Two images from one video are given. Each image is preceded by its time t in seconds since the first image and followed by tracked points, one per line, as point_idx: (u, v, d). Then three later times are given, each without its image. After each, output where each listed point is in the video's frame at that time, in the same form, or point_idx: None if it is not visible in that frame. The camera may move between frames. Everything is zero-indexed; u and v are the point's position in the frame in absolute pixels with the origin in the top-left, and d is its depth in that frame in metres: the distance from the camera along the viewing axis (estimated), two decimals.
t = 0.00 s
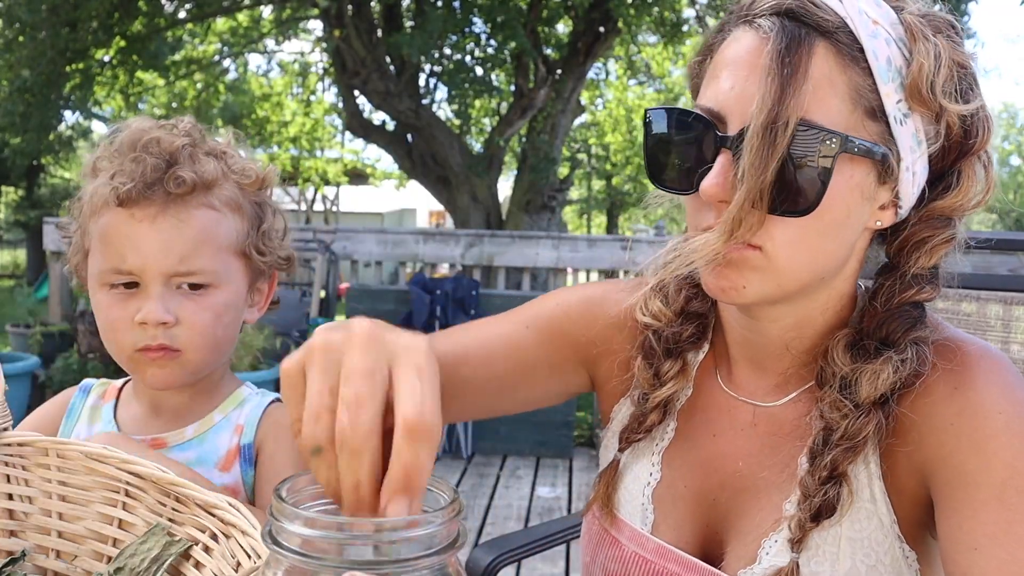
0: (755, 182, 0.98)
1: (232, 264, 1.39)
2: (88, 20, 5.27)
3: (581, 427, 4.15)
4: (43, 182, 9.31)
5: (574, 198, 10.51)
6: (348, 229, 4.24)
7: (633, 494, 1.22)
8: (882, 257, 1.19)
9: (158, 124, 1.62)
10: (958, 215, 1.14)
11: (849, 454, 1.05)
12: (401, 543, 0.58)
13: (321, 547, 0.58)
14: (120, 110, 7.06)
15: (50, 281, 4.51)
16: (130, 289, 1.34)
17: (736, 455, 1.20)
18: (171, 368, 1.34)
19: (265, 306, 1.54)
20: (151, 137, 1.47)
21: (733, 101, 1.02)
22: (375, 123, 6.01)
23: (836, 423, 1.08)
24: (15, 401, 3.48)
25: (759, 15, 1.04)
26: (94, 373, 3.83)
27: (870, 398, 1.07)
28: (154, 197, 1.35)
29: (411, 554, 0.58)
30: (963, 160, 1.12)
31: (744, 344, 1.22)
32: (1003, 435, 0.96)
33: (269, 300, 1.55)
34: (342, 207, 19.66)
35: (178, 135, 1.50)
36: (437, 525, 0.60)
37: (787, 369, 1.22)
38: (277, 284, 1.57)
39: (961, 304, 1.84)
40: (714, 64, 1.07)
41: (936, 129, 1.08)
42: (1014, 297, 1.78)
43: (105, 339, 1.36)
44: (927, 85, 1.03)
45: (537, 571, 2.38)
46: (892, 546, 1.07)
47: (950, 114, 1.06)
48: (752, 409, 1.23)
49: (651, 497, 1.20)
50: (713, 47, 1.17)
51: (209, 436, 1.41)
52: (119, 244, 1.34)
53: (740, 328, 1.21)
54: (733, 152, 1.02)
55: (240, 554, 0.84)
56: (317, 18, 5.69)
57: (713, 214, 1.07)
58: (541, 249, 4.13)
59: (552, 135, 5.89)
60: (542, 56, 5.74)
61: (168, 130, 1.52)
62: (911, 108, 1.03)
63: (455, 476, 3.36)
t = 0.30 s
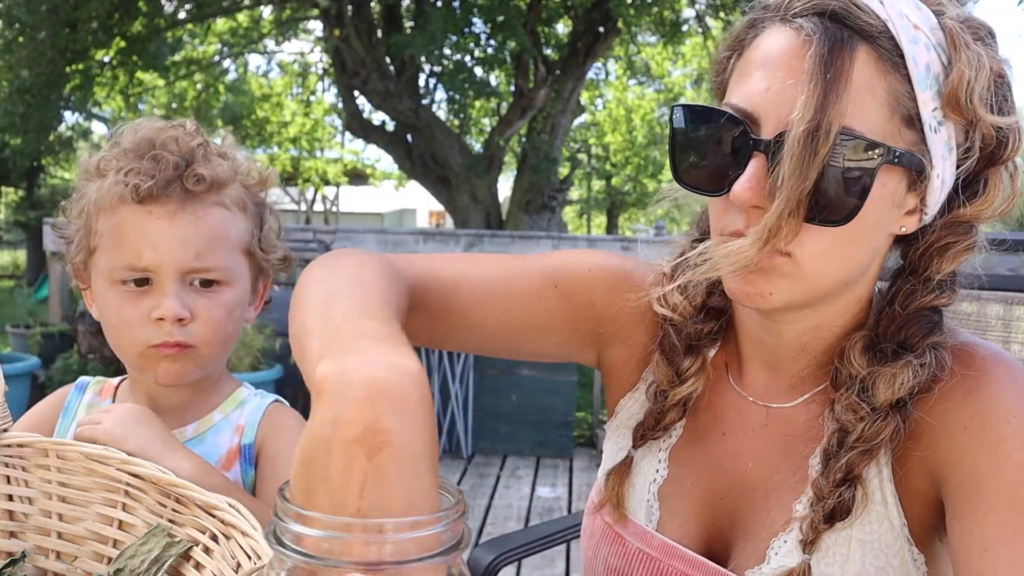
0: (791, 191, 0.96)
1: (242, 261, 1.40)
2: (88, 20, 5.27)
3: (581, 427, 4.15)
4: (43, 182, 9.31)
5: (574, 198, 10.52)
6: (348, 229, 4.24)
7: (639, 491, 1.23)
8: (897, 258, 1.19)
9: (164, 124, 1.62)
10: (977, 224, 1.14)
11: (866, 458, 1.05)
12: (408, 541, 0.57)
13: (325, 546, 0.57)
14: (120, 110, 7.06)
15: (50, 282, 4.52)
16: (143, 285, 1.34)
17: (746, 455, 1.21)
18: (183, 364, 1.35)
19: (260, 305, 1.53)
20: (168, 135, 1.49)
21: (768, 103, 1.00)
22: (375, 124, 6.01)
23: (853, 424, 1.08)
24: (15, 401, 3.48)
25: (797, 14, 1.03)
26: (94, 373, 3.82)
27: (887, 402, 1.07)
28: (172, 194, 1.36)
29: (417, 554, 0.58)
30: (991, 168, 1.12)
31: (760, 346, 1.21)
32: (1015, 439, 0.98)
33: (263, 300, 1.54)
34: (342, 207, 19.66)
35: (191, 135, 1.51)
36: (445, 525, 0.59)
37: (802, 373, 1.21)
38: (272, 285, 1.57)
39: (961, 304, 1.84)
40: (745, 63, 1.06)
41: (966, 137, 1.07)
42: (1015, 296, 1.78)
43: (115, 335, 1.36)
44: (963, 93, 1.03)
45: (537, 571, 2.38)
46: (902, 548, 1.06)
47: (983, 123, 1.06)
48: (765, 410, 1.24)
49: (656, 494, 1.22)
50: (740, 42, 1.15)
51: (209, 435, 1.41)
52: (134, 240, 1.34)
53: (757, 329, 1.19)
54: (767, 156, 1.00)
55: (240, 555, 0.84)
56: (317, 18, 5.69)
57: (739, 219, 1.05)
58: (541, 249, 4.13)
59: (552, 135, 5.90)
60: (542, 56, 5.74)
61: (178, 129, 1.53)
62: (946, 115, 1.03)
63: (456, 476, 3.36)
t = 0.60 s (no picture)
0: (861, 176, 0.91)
1: (243, 264, 1.41)
2: (88, 20, 5.27)
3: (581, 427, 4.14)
4: (43, 182, 9.31)
5: (574, 198, 10.52)
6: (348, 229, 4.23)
7: (642, 501, 1.21)
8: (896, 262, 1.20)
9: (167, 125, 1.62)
10: (971, 230, 1.14)
11: (879, 466, 1.06)
12: (409, 539, 0.58)
13: (323, 545, 0.58)
14: (120, 111, 7.06)
15: (50, 282, 4.52)
16: (144, 287, 1.34)
17: (750, 461, 1.20)
18: (182, 367, 1.35)
19: (259, 307, 1.53)
20: (171, 138, 1.49)
21: (811, 86, 0.97)
22: (375, 124, 6.01)
23: (863, 431, 1.08)
24: (14, 401, 3.48)
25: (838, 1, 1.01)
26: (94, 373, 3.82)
27: (897, 407, 1.07)
28: (175, 197, 1.36)
29: (416, 554, 0.58)
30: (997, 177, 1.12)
31: (765, 348, 1.19)
32: (1016, 440, 0.99)
33: (262, 302, 1.54)
34: (342, 207, 19.66)
35: (194, 138, 1.51)
36: (445, 525, 0.60)
37: (806, 378, 1.21)
38: (271, 286, 1.57)
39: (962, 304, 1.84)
40: (780, 49, 1.03)
41: (982, 142, 1.08)
42: (1015, 296, 1.78)
43: (115, 336, 1.36)
44: (984, 96, 1.03)
45: (537, 571, 2.38)
46: (909, 551, 1.08)
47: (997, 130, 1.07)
48: (770, 417, 1.23)
49: (658, 504, 1.20)
50: (765, 29, 1.12)
51: (206, 436, 1.41)
52: (136, 242, 1.34)
53: (761, 332, 1.16)
54: (814, 139, 0.95)
55: (240, 555, 0.84)
56: (317, 18, 5.69)
57: (775, 203, 0.98)
58: (541, 249, 4.13)
59: (552, 134, 5.90)
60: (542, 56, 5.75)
61: (181, 132, 1.53)
62: (968, 117, 1.03)
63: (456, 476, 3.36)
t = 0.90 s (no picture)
0: (867, 177, 1.00)
1: (246, 270, 1.40)
2: (88, 20, 5.26)
3: (581, 427, 4.15)
4: (43, 182, 9.31)
5: (574, 198, 10.53)
6: (348, 229, 4.24)
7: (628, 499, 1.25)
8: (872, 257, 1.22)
9: (171, 127, 1.63)
10: (943, 224, 1.17)
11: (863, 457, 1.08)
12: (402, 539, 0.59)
13: (321, 546, 0.59)
14: (120, 110, 7.07)
15: (50, 282, 4.54)
16: (147, 292, 1.34)
17: (732, 457, 1.24)
18: (185, 374, 1.36)
19: (263, 309, 1.53)
20: (177, 143, 1.49)
21: (797, 87, 1.01)
22: (375, 124, 6.01)
23: (847, 423, 1.10)
24: (14, 401, 3.48)
25: None
26: (94, 373, 3.82)
27: (879, 397, 1.09)
28: (180, 203, 1.36)
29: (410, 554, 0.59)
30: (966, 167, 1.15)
31: (743, 344, 1.24)
32: (1004, 438, 0.99)
33: (265, 304, 1.54)
34: (342, 207, 19.66)
35: (199, 142, 1.51)
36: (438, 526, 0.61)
37: (784, 375, 1.25)
38: (274, 288, 1.57)
39: (962, 305, 1.85)
40: (758, 46, 1.07)
41: (954, 137, 1.12)
42: (1015, 297, 1.76)
43: (118, 340, 1.36)
44: (956, 93, 1.07)
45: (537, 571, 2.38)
46: (887, 544, 1.09)
47: (966, 123, 1.11)
48: (752, 414, 1.26)
49: (643, 502, 1.24)
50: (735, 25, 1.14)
51: (205, 437, 1.41)
52: (140, 247, 1.34)
53: (740, 328, 1.22)
54: (798, 135, 1.01)
55: (239, 555, 0.84)
56: (317, 18, 5.68)
57: (758, 204, 1.06)
58: (541, 249, 4.13)
59: (552, 135, 5.89)
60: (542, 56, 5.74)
61: (185, 135, 1.54)
62: (941, 112, 1.07)
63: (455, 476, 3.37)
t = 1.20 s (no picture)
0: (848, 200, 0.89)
1: (243, 268, 1.41)
2: (88, 19, 5.26)
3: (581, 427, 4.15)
4: (43, 182, 9.31)
5: (575, 198, 10.54)
6: (348, 228, 4.24)
7: (619, 510, 1.22)
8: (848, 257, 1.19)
9: (168, 126, 1.63)
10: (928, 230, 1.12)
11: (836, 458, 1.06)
12: (407, 542, 0.59)
13: (321, 546, 0.58)
14: (120, 110, 7.07)
15: (50, 282, 4.53)
16: (144, 290, 1.34)
17: (721, 464, 1.21)
18: (181, 374, 1.36)
19: (261, 308, 1.53)
20: (174, 141, 1.49)
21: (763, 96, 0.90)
22: (375, 124, 6.01)
23: (818, 423, 1.09)
24: (14, 400, 3.48)
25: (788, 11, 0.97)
26: (94, 373, 3.81)
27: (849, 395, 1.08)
28: (177, 202, 1.36)
29: (412, 555, 0.59)
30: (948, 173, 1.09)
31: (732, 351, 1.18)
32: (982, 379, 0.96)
33: (264, 302, 1.55)
34: (342, 207, 19.67)
35: (197, 141, 1.51)
36: (440, 526, 0.60)
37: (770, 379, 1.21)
38: (272, 287, 1.58)
39: (962, 306, 1.82)
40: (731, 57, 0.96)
41: (935, 145, 1.05)
42: (1016, 298, 1.77)
43: (115, 339, 1.36)
44: (938, 98, 1.01)
45: (537, 571, 2.38)
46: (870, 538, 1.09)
47: (949, 125, 1.05)
48: (736, 421, 1.23)
49: (635, 514, 1.20)
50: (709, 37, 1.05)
51: (205, 437, 1.41)
52: (137, 245, 1.34)
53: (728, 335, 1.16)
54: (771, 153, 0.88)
55: (240, 554, 0.83)
56: (317, 18, 5.68)
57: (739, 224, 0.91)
58: (541, 249, 4.13)
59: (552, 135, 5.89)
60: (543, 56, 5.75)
61: (183, 133, 1.54)
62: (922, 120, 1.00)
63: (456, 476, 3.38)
